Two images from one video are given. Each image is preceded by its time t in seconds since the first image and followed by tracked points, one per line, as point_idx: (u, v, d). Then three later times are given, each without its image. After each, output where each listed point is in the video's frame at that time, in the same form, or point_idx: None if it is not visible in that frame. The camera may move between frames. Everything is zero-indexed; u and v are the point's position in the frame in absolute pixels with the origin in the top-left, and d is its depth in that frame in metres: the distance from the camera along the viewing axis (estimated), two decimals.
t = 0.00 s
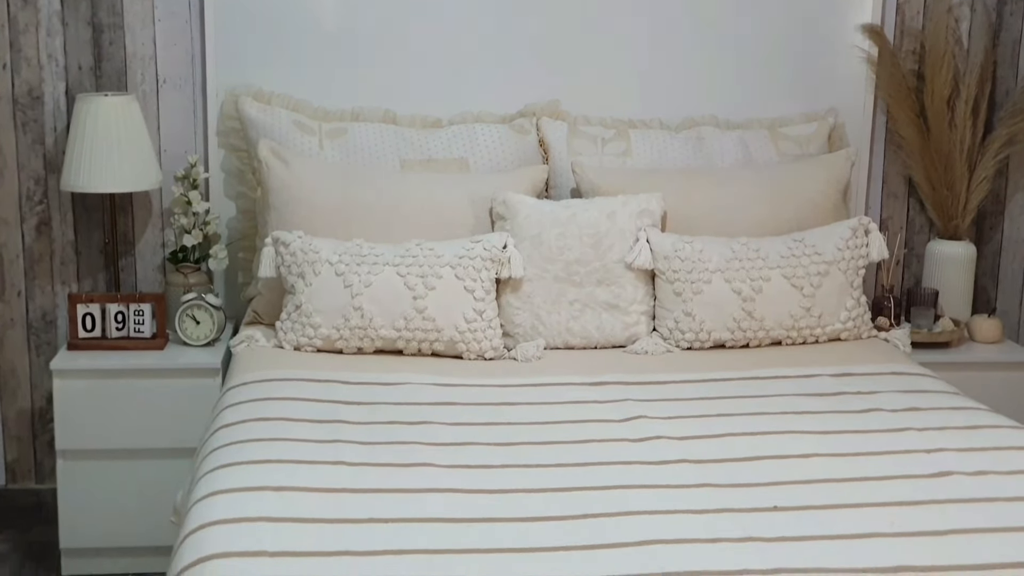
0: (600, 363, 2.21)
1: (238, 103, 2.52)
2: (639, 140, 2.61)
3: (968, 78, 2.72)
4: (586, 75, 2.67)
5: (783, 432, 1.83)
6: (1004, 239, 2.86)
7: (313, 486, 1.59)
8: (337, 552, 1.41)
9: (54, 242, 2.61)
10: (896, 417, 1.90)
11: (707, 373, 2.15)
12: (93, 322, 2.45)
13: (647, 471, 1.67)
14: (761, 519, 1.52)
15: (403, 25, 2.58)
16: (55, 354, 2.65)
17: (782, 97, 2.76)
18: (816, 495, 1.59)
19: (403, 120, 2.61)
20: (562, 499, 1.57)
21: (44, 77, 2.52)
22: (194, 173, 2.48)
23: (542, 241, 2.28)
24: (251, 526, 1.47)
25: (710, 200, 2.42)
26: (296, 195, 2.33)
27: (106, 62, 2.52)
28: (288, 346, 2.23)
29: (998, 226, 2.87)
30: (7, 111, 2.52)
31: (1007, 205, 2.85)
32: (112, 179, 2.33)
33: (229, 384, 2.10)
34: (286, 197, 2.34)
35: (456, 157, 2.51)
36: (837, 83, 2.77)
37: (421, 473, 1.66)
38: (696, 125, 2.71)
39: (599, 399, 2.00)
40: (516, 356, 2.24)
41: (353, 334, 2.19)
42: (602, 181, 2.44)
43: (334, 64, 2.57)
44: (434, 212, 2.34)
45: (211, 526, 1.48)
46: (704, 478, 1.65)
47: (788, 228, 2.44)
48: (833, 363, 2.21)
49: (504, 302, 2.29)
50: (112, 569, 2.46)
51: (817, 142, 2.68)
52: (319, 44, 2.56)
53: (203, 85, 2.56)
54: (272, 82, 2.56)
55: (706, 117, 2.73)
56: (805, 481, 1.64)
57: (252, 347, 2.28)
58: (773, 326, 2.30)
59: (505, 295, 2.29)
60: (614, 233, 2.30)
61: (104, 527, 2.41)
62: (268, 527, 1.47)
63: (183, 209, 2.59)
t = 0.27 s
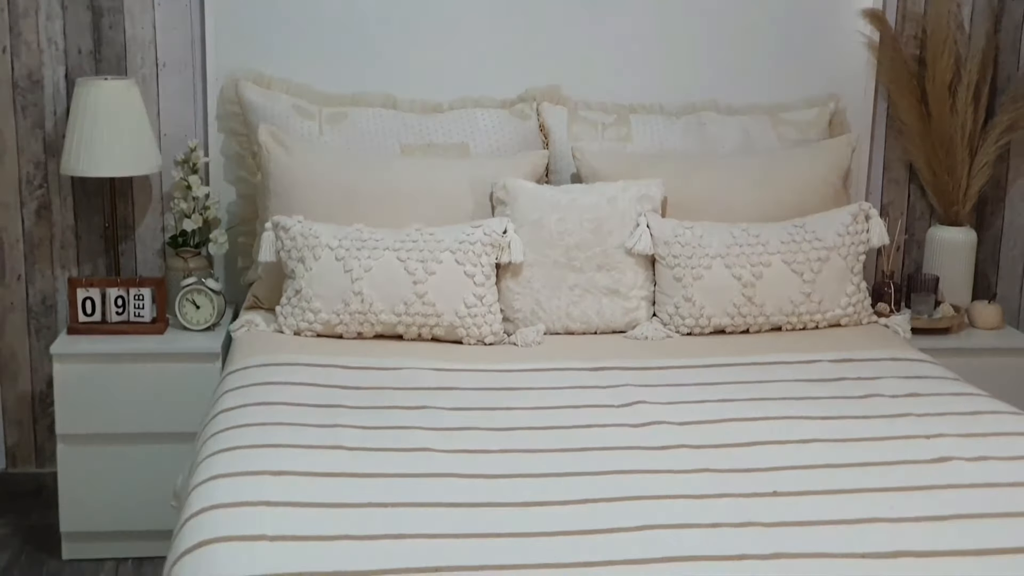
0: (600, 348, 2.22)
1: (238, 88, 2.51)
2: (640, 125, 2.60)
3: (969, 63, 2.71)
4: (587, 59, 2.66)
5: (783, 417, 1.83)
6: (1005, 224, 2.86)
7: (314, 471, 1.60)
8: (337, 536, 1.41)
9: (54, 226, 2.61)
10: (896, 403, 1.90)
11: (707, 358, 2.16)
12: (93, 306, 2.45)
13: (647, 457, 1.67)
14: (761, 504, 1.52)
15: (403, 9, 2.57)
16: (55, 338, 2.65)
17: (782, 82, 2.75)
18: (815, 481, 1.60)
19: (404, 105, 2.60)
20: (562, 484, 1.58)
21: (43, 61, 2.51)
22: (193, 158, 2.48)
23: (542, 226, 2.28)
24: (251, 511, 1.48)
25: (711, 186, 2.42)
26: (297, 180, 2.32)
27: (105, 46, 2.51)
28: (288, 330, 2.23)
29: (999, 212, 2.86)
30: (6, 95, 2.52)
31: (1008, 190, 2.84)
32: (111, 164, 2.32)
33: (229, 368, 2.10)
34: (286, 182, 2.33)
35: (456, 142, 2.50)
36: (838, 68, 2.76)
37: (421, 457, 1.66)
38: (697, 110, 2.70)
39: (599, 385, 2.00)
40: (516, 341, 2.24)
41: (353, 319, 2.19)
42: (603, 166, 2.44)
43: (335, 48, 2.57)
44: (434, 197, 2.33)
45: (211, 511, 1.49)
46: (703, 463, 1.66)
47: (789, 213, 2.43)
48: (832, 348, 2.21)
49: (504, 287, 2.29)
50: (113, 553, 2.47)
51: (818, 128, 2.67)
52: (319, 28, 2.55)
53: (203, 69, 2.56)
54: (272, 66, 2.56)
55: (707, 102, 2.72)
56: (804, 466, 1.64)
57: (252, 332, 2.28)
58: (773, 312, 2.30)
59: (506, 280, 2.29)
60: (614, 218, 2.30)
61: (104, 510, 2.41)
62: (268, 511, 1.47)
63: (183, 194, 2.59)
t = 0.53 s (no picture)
0: (600, 335, 2.22)
1: (237, 74, 2.51)
2: (639, 112, 2.60)
3: (970, 49, 2.70)
4: (587, 46, 2.65)
5: (782, 404, 1.84)
6: (1005, 211, 2.86)
7: (315, 458, 1.60)
8: (337, 523, 1.41)
9: (53, 213, 2.60)
10: (895, 390, 1.91)
11: (707, 345, 2.16)
12: (93, 293, 2.45)
13: (648, 443, 1.68)
14: (760, 491, 1.53)
15: None
16: (55, 325, 2.65)
17: (783, 69, 2.74)
18: (815, 467, 1.60)
19: (404, 91, 2.59)
20: (562, 471, 1.58)
21: (42, 47, 2.50)
22: (193, 144, 2.48)
23: (541, 213, 2.28)
24: (251, 497, 1.48)
25: (710, 173, 2.42)
26: (296, 167, 2.32)
27: (104, 32, 2.51)
28: (288, 317, 2.23)
29: (999, 198, 2.87)
30: (5, 81, 2.51)
31: (1008, 178, 2.84)
32: (111, 150, 2.32)
33: (228, 355, 2.10)
34: (286, 169, 2.33)
35: (456, 129, 2.50)
36: (839, 56, 2.76)
37: (421, 444, 1.67)
38: (697, 98, 2.70)
39: (598, 371, 2.01)
40: (516, 328, 2.24)
41: (353, 306, 2.19)
42: (603, 152, 2.44)
43: (334, 35, 2.56)
44: (434, 183, 2.33)
45: (211, 498, 1.49)
46: (704, 450, 1.66)
47: (789, 201, 2.43)
48: (832, 336, 2.22)
49: (504, 274, 2.29)
50: (113, 539, 2.48)
51: (818, 115, 2.67)
52: (318, 14, 2.54)
53: (202, 55, 2.55)
54: (271, 52, 2.55)
55: (707, 89, 2.72)
56: (803, 453, 1.65)
57: (251, 319, 2.28)
58: (773, 299, 2.30)
59: (505, 267, 2.29)
60: (614, 205, 2.30)
61: (105, 497, 2.42)
62: (268, 498, 1.48)
63: (183, 180, 2.58)
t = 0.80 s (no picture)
0: (600, 318, 2.22)
1: (237, 56, 2.50)
2: (640, 95, 2.59)
3: (972, 33, 2.69)
4: (588, 29, 2.64)
5: (782, 387, 1.84)
6: (1006, 195, 2.86)
7: (315, 440, 1.61)
8: (338, 505, 1.42)
9: (53, 195, 2.60)
10: (895, 373, 1.91)
11: (707, 329, 2.16)
12: (93, 275, 2.45)
13: (648, 426, 1.68)
14: (760, 474, 1.53)
15: None
16: (55, 307, 2.65)
17: (784, 51, 2.74)
18: (815, 450, 1.61)
19: (404, 74, 2.58)
20: (562, 454, 1.59)
21: (42, 28, 2.50)
22: (193, 127, 2.47)
23: (542, 196, 2.28)
24: (252, 478, 1.48)
25: (711, 156, 2.42)
26: (296, 149, 2.32)
27: (104, 13, 2.50)
28: (288, 300, 2.23)
29: (1000, 182, 2.86)
30: (5, 62, 2.51)
31: (1009, 161, 2.84)
32: (111, 132, 2.32)
33: (228, 337, 2.10)
34: (286, 151, 2.33)
35: (457, 112, 2.49)
36: (840, 38, 2.75)
37: (422, 426, 1.67)
38: (698, 81, 2.69)
39: (598, 354, 2.01)
40: (516, 311, 2.24)
41: (353, 288, 2.19)
42: (603, 135, 2.43)
43: (335, 16, 2.55)
44: (433, 166, 2.33)
45: (211, 479, 1.50)
46: (704, 433, 1.67)
47: (789, 183, 2.43)
48: (832, 319, 2.22)
49: (504, 257, 2.29)
50: (113, 520, 2.48)
51: (819, 98, 2.66)
52: None
53: (202, 37, 2.54)
54: (271, 34, 2.54)
55: (708, 72, 2.71)
56: (803, 436, 1.65)
57: (251, 301, 2.28)
58: (773, 283, 2.31)
59: (505, 250, 2.29)
60: (614, 188, 2.30)
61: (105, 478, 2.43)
62: (268, 480, 1.48)
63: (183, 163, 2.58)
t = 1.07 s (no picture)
0: (600, 304, 2.22)
1: (237, 41, 2.50)
2: (641, 80, 2.59)
3: (973, 18, 2.69)
4: (588, 14, 2.64)
5: (782, 373, 1.85)
6: (1007, 181, 2.85)
7: (316, 426, 1.61)
8: (337, 490, 1.42)
9: (54, 180, 2.60)
10: (895, 360, 1.92)
11: (707, 315, 2.16)
12: (93, 261, 2.45)
13: (648, 412, 1.69)
14: (760, 459, 1.54)
15: None
16: (55, 292, 2.65)
17: (785, 37, 2.73)
18: (815, 436, 1.61)
19: (405, 60, 2.58)
20: (562, 440, 1.59)
21: (42, 13, 2.50)
22: (192, 112, 2.47)
23: (542, 182, 2.28)
24: (252, 464, 1.49)
25: (711, 142, 2.42)
26: (297, 135, 2.31)
27: None
28: (288, 286, 2.23)
29: (1001, 168, 2.86)
30: (4, 47, 2.51)
31: (1010, 147, 2.83)
32: (110, 117, 2.31)
33: (228, 323, 2.11)
34: (286, 136, 2.32)
35: (457, 97, 2.49)
36: (842, 23, 2.74)
37: (422, 412, 1.67)
38: (699, 67, 2.68)
39: (599, 341, 2.01)
40: (516, 297, 2.24)
41: (354, 275, 2.19)
42: (603, 121, 2.43)
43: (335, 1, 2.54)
44: (433, 151, 2.33)
45: (210, 465, 1.50)
46: (704, 419, 1.67)
47: (790, 169, 2.43)
48: (833, 305, 2.22)
49: (504, 243, 2.29)
50: (114, 506, 2.49)
51: (821, 84, 2.66)
52: None
53: (202, 22, 2.53)
54: (271, 20, 2.54)
55: (709, 58, 2.70)
56: (802, 422, 1.66)
57: (251, 287, 2.28)
58: (774, 269, 2.31)
59: (506, 236, 2.29)
60: (614, 174, 2.30)
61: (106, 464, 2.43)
62: (268, 466, 1.49)
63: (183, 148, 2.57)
